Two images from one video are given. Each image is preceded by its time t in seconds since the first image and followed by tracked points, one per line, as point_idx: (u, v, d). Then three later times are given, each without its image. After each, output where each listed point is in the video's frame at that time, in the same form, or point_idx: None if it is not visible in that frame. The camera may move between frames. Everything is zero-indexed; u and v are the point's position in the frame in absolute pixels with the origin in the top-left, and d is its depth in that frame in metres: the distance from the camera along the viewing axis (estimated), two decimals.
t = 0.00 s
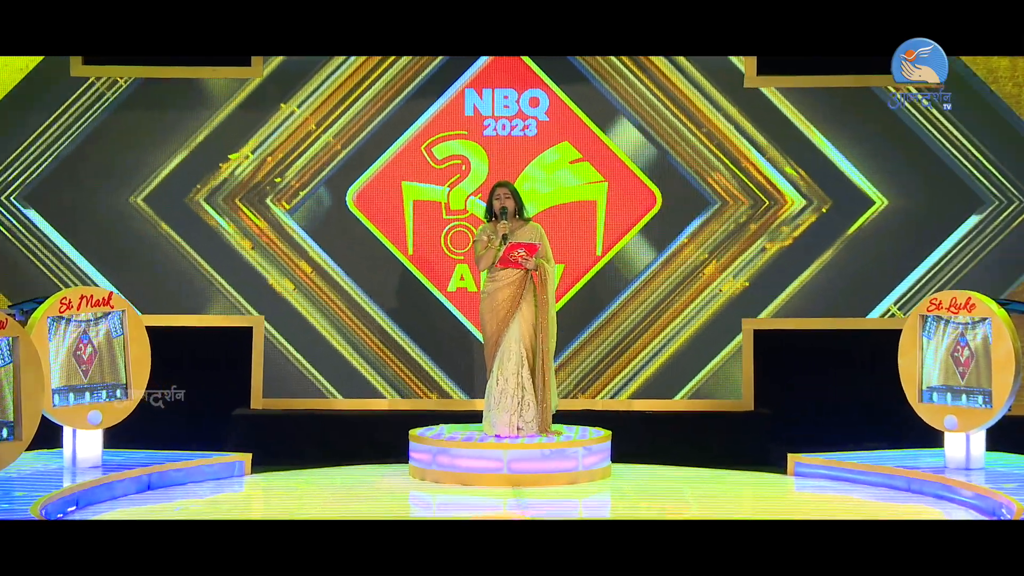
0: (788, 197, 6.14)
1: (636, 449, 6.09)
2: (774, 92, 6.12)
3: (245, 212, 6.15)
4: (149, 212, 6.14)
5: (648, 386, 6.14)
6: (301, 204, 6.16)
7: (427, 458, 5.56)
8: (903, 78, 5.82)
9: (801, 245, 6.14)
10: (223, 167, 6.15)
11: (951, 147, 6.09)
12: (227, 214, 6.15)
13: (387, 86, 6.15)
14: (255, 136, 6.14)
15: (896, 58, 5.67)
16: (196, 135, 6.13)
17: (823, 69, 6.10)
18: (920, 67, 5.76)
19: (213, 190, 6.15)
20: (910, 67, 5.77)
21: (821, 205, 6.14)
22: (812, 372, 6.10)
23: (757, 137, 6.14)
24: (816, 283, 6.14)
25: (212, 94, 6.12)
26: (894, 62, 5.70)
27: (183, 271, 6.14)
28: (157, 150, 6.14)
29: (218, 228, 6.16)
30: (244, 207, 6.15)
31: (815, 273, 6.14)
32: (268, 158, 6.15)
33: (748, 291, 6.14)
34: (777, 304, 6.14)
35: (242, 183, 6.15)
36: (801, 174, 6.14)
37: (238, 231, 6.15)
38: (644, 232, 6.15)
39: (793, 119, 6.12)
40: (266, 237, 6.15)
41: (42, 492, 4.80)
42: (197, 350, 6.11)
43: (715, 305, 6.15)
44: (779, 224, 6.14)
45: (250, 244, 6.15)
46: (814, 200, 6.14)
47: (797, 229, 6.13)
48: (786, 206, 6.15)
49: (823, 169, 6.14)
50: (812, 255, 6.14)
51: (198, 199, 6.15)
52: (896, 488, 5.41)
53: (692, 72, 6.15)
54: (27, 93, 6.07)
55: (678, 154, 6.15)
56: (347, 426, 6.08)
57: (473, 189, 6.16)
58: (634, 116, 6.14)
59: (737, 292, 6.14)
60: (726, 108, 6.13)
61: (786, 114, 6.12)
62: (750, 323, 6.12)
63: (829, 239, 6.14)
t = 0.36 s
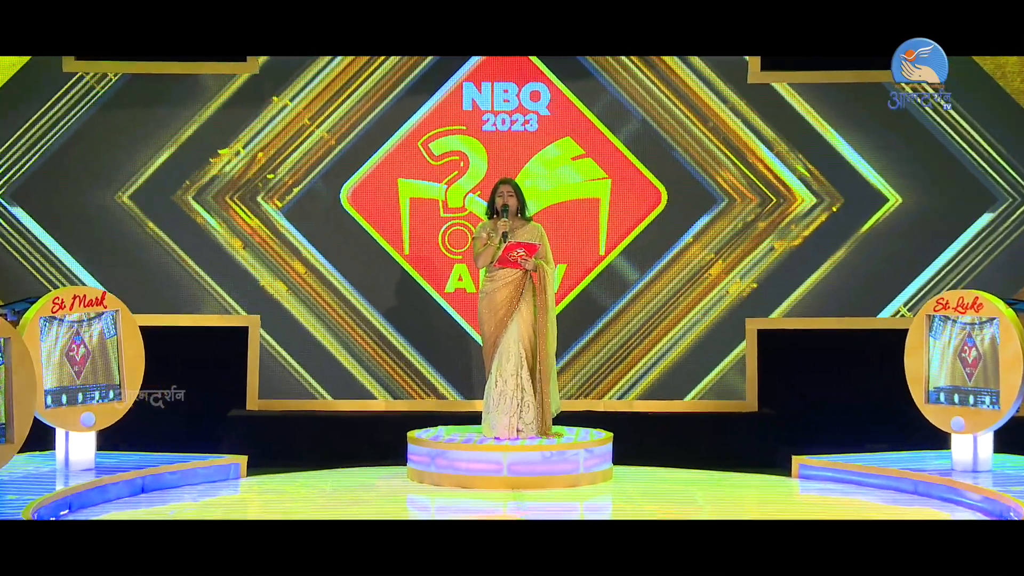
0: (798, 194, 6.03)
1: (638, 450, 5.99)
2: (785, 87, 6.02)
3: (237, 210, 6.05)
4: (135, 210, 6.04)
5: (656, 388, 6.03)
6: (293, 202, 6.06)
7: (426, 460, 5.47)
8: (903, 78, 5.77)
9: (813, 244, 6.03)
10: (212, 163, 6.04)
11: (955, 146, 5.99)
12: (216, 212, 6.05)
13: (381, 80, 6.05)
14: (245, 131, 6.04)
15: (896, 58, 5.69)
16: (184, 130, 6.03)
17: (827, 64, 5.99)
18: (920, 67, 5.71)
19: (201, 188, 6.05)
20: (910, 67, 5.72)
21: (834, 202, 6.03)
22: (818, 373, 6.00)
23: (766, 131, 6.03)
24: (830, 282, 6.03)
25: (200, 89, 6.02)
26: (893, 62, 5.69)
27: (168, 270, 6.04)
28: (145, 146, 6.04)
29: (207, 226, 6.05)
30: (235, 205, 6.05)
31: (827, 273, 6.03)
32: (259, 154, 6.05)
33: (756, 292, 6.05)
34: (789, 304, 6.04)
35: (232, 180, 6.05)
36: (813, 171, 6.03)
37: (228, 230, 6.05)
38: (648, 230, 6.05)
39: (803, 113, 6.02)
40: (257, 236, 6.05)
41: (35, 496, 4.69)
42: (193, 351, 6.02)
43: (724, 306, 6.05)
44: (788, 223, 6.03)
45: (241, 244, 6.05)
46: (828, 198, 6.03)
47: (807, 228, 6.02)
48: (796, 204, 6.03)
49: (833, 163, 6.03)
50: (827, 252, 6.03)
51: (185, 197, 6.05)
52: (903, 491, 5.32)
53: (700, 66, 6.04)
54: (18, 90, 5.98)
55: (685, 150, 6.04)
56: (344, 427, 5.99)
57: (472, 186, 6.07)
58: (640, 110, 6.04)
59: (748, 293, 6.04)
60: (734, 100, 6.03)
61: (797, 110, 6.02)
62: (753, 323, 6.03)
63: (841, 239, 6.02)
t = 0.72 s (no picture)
0: (807, 193, 5.94)
1: (639, 454, 5.91)
2: (797, 83, 5.94)
3: (228, 209, 5.96)
4: (122, 208, 5.95)
5: (664, 390, 5.97)
6: (285, 201, 5.97)
7: (424, 464, 5.39)
8: (904, 79, 5.75)
9: (822, 244, 5.94)
10: (203, 159, 5.96)
11: (959, 145, 5.91)
12: (205, 211, 5.96)
13: (375, 77, 5.97)
14: (237, 128, 5.95)
15: (895, 58, 5.68)
16: (172, 128, 5.94)
17: (830, 61, 5.92)
18: (920, 67, 5.69)
19: (191, 187, 5.96)
20: (910, 67, 5.70)
21: (846, 202, 5.94)
22: (820, 375, 5.92)
23: (775, 128, 5.94)
24: (842, 282, 5.95)
25: (187, 86, 5.94)
26: (894, 62, 5.69)
27: (156, 271, 5.96)
28: (133, 144, 5.95)
29: (196, 225, 5.96)
30: (225, 204, 5.96)
31: (836, 275, 5.95)
32: (251, 152, 5.96)
33: (763, 296, 5.96)
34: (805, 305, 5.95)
35: (224, 178, 5.96)
36: (824, 169, 5.94)
37: (218, 229, 5.96)
38: (653, 230, 5.96)
39: (813, 108, 5.93)
40: (248, 236, 5.96)
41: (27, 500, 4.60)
42: (189, 352, 5.94)
43: (730, 309, 5.96)
44: (798, 222, 5.94)
45: (232, 244, 5.96)
46: (839, 198, 5.94)
47: (817, 229, 5.94)
48: (805, 203, 5.94)
49: (845, 160, 5.94)
50: (842, 252, 5.94)
51: (174, 196, 5.95)
52: (908, 495, 5.23)
53: (707, 61, 5.95)
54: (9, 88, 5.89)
55: (692, 147, 5.96)
56: (341, 430, 5.90)
57: (470, 185, 5.98)
58: (643, 107, 5.96)
59: (755, 296, 5.96)
60: (741, 95, 5.94)
61: (807, 106, 5.93)
62: (756, 324, 5.94)
63: (853, 239, 5.94)
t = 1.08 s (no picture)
0: (815, 192, 5.85)
1: (641, 459, 5.82)
2: (808, 83, 5.85)
3: (221, 210, 5.87)
4: (110, 209, 5.85)
5: (672, 393, 5.88)
6: (279, 201, 5.88)
7: (423, 468, 5.30)
8: (903, 79, 5.67)
9: (832, 244, 5.85)
10: (194, 158, 5.86)
11: (964, 146, 5.83)
12: (196, 211, 5.86)
13: (369, 74, 5.87)
14: (229, 125, 5.86)
15: (896, 59, 5.59)
16: (161, 125, 5.85)
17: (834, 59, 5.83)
18: (920, 67, 5.60)
19: (181, 187, 5.86)
20: (910, 67, 5.61)
21: (856, 202, 5.85)
22: (825, 378, 5.83)
23: (783, 126, 5.85)
24: (852, 284, 5.86)
25: (177, 84, 5.85)
26: (894, 62, 5.59)
27: (145, 273, 5.86)
28: (121, 143, 5.85)
29: (187, 225, 5.87)
30: (217, 204, 5.87)
31: (847, 277, 5.85)
32: (243, 150, 5.87)
33: (770, 300, 5.87)
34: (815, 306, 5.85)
35: (215, 177, 5.86)
36: (834, 168, 5.85)
37: (208, 230, 5.87)
38: (658, 231, 5.87)
39: (822, 104, 5.84)
40: (240, 237, 5.87)
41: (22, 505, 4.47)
42: (185, 355, 5.86)
43: (737, 312, 5.87)
44: (806, 223, 5.85)
45: (224, 245, 5.87)
46: (849, 197, 5.85)
47: (826, 229, 5.84)
48: (814, 203, 5.85)
49: (855, 158, 5.85)
50: (851, 253, 5.85)
51: (164, 195, 5.86)
52: (914, 501, 5.14)
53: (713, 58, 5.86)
54: None
55: (697, 145, 5.86)
56: (338, 434, 5.81)
57: (469, 185, 5.89)
58: (646, 105, 5.86)
59: (762, 299, 5.87)
60: (747, 92, 5.85)
61: (817, 104, 5.85)
62: (761, 326, 5.86)
63: (864, 240, 5.85)
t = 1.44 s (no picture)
0: (822, 192, 5.78)
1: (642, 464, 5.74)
2: (818, 81, 5.77)
3: (213, 211, 5.79)
4: (100, 211, 5.78)
5: (679, 396, 5.81)
6: (272, 201, 5.81)
7: (421, 473, 5.22)
8: (903, 79, 5.58)
9: (840, 246, 5.78)
10: (186, 158, 5.79)
11: (970, 146, 5.75)
12: (188, 213, 5.79)
13: (364, 72, 5.80)
14: (222, 124, 5.78)
15: (896, 58, 5.48)
16: (152, 125, 5.77)
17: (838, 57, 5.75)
18: (920, 67, 5.50)
19: (173, 188, 5.79)
20: (910, 67, 5.52)
21: (865, 202, 5.77)
22: (828, 381, 5.76)
23: (790, 124, 5.77)
24: (862, 284, 5.78)
25: (169, 83, 5.77)
26: (894, 62, 5.48)
27: (137, 276, 5.79)
28: (109, 143, 5.77)
29: (178, 227, 5.79)
30: (209, 204, 5.79)
31: (857, 278, 5.78)
32: (236, 150, 5.79)
33: (777, 303, 5.79)
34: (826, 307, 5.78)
35: (207, 177, 5.79)
36: (842, 166, 5.78)
37: (200, 232, 5.79)
38: (662, 232, 5.80)
39: (830, 101, 5.77)
40: (234, 239, 5.80)
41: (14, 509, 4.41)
42: (180, 358, 5.78)
43: (742, 315, 5.80)
44: (814, 223, 5.78)
45: (216, 247, 5.80)
46: (858, 197, 5.77)
47: (834, 231, 5.77)
48: (821, 203, 5.78)
49: (864, 156, 5.77)
50: (860, 255, 5.78)
51: (154, 197, 5.79)
52: (919, 505, 5.06)
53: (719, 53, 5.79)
54: None
55: (702, 143, 5.79)
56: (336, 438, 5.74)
57: (468, 185, 5.81)
58: (649, 103, 5.79)
59: (768, 304, 5.79)
60: (753, 88, 5.78)
61: (825, 101, 5.77)
62: (764, 328, 5.78)
63: (874, 241, 5.77)
